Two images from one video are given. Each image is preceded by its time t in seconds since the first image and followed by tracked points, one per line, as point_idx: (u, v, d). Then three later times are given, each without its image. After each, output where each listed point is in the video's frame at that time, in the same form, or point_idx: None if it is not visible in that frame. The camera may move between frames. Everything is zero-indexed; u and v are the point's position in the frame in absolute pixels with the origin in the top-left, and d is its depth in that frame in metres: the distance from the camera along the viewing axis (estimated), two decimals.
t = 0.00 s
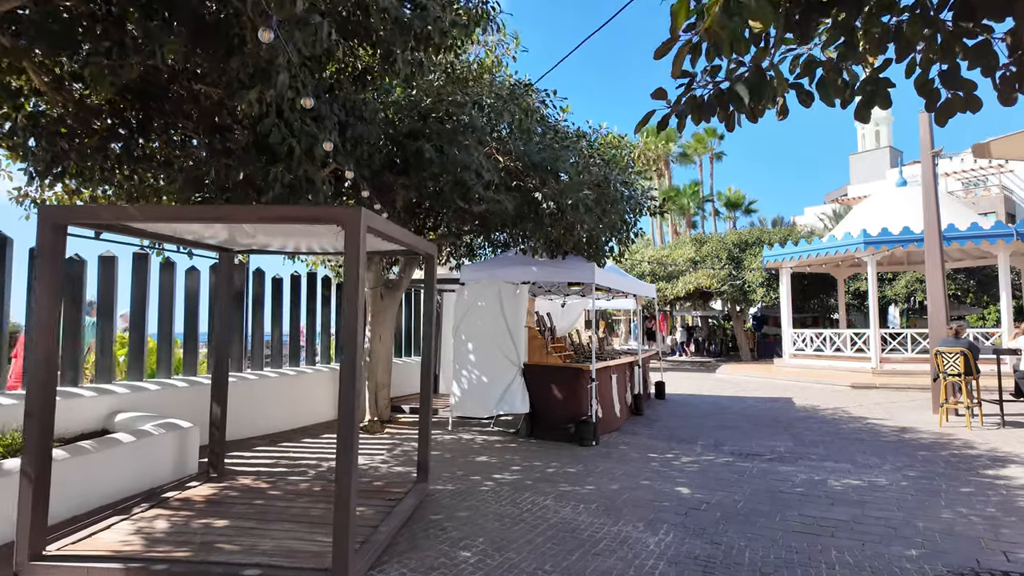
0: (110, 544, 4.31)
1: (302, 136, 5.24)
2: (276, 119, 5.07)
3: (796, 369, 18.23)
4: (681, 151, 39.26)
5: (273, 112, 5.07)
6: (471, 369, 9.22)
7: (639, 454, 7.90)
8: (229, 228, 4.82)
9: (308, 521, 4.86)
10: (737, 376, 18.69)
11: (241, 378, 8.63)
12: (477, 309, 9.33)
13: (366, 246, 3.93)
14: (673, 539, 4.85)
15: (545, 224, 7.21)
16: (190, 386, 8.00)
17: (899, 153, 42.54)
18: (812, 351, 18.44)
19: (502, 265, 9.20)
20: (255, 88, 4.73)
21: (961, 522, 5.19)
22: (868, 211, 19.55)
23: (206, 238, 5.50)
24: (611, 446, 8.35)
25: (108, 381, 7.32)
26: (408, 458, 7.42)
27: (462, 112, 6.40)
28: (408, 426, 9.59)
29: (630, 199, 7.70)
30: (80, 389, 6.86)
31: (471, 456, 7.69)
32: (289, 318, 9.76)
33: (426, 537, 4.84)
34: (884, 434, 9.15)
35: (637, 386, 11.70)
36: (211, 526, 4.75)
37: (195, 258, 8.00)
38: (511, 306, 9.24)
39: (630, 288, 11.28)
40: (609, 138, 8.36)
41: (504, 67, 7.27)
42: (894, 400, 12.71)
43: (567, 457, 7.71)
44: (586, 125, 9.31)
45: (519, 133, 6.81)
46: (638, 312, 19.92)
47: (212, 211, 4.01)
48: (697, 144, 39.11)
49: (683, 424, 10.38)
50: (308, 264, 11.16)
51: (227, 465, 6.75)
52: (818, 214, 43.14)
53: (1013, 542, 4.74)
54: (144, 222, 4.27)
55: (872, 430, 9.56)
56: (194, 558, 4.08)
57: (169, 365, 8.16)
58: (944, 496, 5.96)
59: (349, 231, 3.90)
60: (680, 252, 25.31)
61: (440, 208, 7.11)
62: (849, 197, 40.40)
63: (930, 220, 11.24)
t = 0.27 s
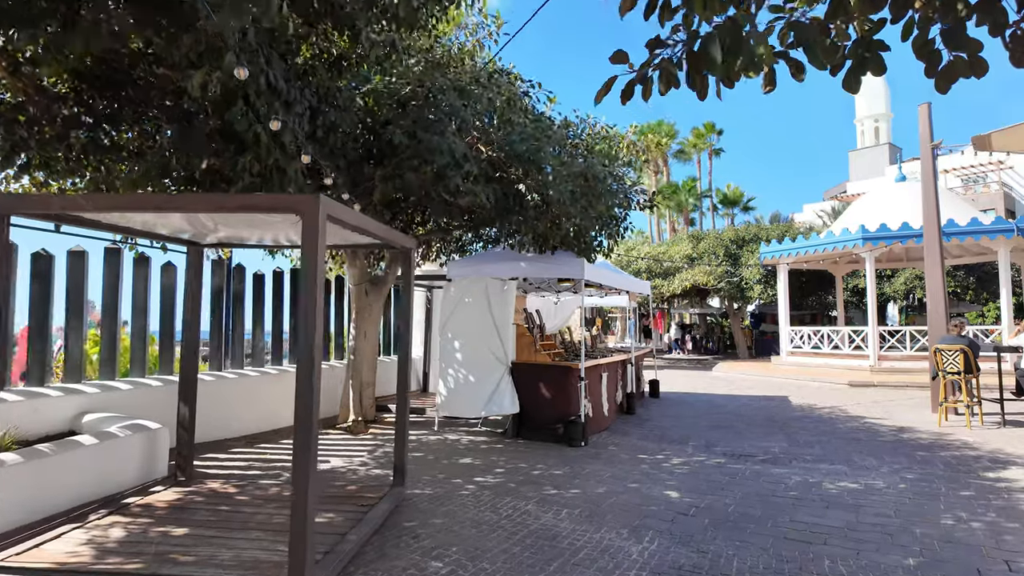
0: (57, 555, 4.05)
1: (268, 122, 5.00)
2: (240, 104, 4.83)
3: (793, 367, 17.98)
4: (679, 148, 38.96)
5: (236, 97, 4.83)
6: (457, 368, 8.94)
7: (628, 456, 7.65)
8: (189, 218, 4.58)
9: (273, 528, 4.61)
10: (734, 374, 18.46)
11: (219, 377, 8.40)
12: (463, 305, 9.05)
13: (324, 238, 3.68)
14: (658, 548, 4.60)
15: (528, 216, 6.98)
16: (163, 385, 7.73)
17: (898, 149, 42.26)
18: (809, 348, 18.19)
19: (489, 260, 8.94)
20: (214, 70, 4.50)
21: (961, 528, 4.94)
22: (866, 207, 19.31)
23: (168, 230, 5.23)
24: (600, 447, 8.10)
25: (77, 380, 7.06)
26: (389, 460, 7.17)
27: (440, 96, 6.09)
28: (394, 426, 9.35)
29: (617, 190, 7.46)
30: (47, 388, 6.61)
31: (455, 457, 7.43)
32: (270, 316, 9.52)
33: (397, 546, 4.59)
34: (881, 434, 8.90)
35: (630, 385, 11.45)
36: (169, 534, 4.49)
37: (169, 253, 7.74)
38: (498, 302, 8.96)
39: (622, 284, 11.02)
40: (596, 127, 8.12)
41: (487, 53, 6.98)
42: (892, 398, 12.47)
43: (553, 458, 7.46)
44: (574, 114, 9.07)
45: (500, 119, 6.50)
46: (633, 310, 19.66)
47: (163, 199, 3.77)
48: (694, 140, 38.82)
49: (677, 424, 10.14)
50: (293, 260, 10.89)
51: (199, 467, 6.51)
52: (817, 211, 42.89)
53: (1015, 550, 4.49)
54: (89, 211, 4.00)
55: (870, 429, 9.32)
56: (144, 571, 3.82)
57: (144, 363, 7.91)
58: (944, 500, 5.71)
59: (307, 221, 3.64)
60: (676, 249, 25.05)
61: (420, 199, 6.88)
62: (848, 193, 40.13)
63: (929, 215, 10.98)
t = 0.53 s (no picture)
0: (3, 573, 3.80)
1: (232, 117, 4.72)
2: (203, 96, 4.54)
3: (792, 368, 17.73)
4: (677, 146, 38.67)
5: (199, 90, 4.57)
6: (444, 370, 8.67)
7: (620, 462, 7.40)
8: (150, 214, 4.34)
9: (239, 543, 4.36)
10: (732, 375, 18.21)
11: (201, 380, 8.17)
12: (451, 305, 8.80)
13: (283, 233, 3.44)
14: (646, 563, 4.36)
15: (516, 217, 6.72)
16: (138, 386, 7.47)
17: (898, 147, 41.98)
18: (808, 349, 17.94)
19: (479, 260, 8.70)
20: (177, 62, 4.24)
21: (965, 541, 4.70)
22: (866, 205, 19.07)
23: (131, 227, 4.97)
24: (592, 452, 7.85)
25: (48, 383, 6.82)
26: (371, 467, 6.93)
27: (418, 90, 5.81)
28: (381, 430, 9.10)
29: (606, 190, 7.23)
30: (15, 392, 6.36)
31: (440, 464, 7.18)
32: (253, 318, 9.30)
33: (370, 561, 4.35)
34: (881, 438, 8.65)
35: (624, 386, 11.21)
36: (127, 549, 4.25)
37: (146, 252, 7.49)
38: (487, 303, 8.71)
39: (615, 284, 10.77)
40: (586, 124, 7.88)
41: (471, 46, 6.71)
42: (892, 400, 12.23)
43: (542, 464, 7.21)
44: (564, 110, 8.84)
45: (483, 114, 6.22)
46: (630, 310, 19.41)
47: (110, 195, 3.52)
48: (693, 138, 38.54)
49: (671, 427, 9.89)
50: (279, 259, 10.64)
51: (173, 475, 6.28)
52: (816, 209, 42.63)
53: (1021, 566, 4.25)
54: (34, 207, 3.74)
55: (870, 433, 9.07)
56: None
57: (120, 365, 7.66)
58: (945, 510, 5.48)
59: (263, 217, 3.40)
60: (674, 248, 24.80)
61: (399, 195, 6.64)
62: (848, 192, 39.87)
63: (930, 213, 10.71)
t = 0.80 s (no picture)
0: None
1: (199, 99, 4.48)
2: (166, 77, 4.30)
3: (793, 365, 17.50)
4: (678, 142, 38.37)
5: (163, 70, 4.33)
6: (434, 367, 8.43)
7: (613, 462, 7.17)
8: (112, 201, 4.11)
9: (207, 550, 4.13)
10: (731, 372, 17.99)
11: (184, 377, 7.97)
12: (442, 301, 8.56)
13: (244, 220, 3.23)
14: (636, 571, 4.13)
15: (505, 209, 6.48)
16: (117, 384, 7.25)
17: (900, 144, 41.68)
18: (809, 346, 17.70)
19: (471, 254, 8.46)
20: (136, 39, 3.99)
21: (973, 548, 4.47)
22: (867, 201, 18.84)
23: (98, 217, 4.73)
24: (585, 452, 7.62)
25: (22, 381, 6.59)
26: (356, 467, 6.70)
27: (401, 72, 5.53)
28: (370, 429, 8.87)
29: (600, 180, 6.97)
30: None
31: (428, 464, 6.95)
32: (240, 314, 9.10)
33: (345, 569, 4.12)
34: (883, 438, 8.42)
35: (620, 384, 10.98)
36: (88, 557, 4.02)
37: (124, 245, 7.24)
38: (479, 298, 8.46)
39: (611, 279, 10.52)
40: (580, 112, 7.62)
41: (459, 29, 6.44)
42: (894, 398, 12.00)
43: (533, 465, 6.98)
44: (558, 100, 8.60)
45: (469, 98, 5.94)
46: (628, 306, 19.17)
47: (57, 178, 3.29)
48: (694, 134, 38.25)
49: (668, 426, 9.67)
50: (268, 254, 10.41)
51: (149, 475, 6.07)
52: (818, 206, 42.37)
53: None
54: None
55: (872, 432, 8.84)
56: None
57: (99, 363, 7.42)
58: (950, 514, 5.26)
59: (222, 203, 3.18)
60: (673, 244, 24.54)
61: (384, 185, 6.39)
62: (849, 189, 39.59)
63: (933, 206, 10.43)
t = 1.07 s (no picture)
0: None
1: (166, 85, 4.18)
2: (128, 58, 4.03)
3: (795, 365, 17.21)
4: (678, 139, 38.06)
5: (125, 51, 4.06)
6: (424, 367, 8.16)
7: (610, 467, 6.88)
8: (69, 191, 3.84)
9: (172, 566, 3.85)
10: (732, 372, 17.73)
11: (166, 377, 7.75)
12: (434, 299, 8.30)
13: (200, 209, 2.98)
14: None
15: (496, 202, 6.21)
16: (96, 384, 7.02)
17: (902, 141, 41.38)
18: (811, 345, 17.42)
19: (464, 252, 8.18)
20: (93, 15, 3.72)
21: (992, 563, 4.20)
22: (870, 198, 18.53)
23: (59, 208, 4.46)
24: (581, 456, 7.34)
25: None
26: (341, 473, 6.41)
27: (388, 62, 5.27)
28: (359, 432, 8.61)
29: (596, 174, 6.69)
30: None
31: (416, 470, 6.66)
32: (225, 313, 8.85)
33: None
34: (890, 441, 8.15)
35: (617, 385, 10.70)
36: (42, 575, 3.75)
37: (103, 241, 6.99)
38: (471, 297, 8.22)
39: (608, 277, 10.24)
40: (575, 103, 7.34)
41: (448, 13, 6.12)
42: (899, 399, 11.72)
43: (527, 470, 6.70)
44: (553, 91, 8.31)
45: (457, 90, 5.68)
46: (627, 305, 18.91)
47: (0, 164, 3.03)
48: (694, 131, 37.92)
49: (668, 428, 9.40)
50: (256, 251, 10.12)
51: (124, 481, 5.83)
52: (819, 204, 42.06)
53: None
54: None
55: (877, 435, 8.57)
56: None
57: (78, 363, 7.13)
58: (964, 524, 4.99)
59: (177, 190, 2.94)
60: (673, 242, 24.26)
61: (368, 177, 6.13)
62: (850, 187, 39.31)
63: (940, 199, 10.08)
